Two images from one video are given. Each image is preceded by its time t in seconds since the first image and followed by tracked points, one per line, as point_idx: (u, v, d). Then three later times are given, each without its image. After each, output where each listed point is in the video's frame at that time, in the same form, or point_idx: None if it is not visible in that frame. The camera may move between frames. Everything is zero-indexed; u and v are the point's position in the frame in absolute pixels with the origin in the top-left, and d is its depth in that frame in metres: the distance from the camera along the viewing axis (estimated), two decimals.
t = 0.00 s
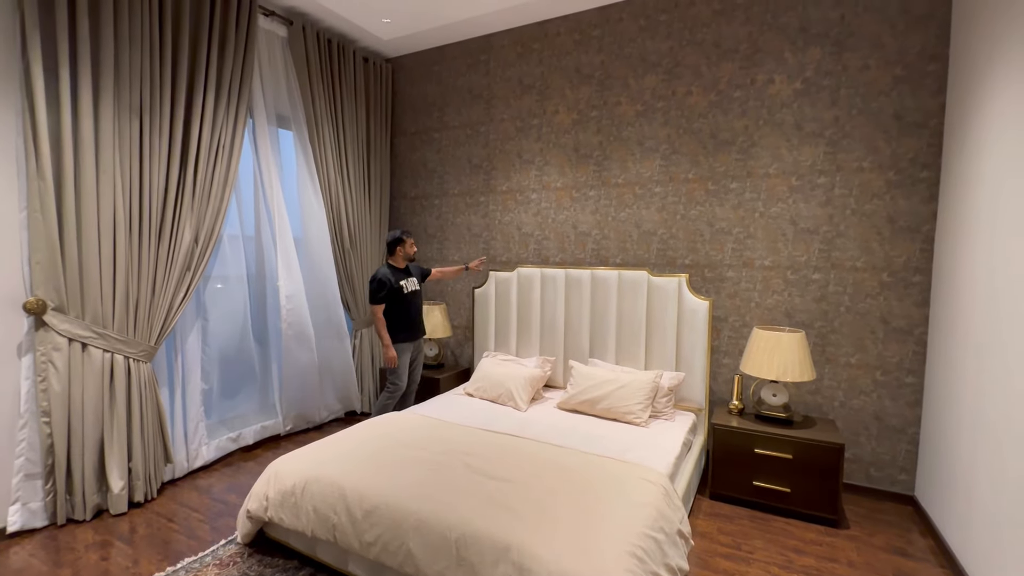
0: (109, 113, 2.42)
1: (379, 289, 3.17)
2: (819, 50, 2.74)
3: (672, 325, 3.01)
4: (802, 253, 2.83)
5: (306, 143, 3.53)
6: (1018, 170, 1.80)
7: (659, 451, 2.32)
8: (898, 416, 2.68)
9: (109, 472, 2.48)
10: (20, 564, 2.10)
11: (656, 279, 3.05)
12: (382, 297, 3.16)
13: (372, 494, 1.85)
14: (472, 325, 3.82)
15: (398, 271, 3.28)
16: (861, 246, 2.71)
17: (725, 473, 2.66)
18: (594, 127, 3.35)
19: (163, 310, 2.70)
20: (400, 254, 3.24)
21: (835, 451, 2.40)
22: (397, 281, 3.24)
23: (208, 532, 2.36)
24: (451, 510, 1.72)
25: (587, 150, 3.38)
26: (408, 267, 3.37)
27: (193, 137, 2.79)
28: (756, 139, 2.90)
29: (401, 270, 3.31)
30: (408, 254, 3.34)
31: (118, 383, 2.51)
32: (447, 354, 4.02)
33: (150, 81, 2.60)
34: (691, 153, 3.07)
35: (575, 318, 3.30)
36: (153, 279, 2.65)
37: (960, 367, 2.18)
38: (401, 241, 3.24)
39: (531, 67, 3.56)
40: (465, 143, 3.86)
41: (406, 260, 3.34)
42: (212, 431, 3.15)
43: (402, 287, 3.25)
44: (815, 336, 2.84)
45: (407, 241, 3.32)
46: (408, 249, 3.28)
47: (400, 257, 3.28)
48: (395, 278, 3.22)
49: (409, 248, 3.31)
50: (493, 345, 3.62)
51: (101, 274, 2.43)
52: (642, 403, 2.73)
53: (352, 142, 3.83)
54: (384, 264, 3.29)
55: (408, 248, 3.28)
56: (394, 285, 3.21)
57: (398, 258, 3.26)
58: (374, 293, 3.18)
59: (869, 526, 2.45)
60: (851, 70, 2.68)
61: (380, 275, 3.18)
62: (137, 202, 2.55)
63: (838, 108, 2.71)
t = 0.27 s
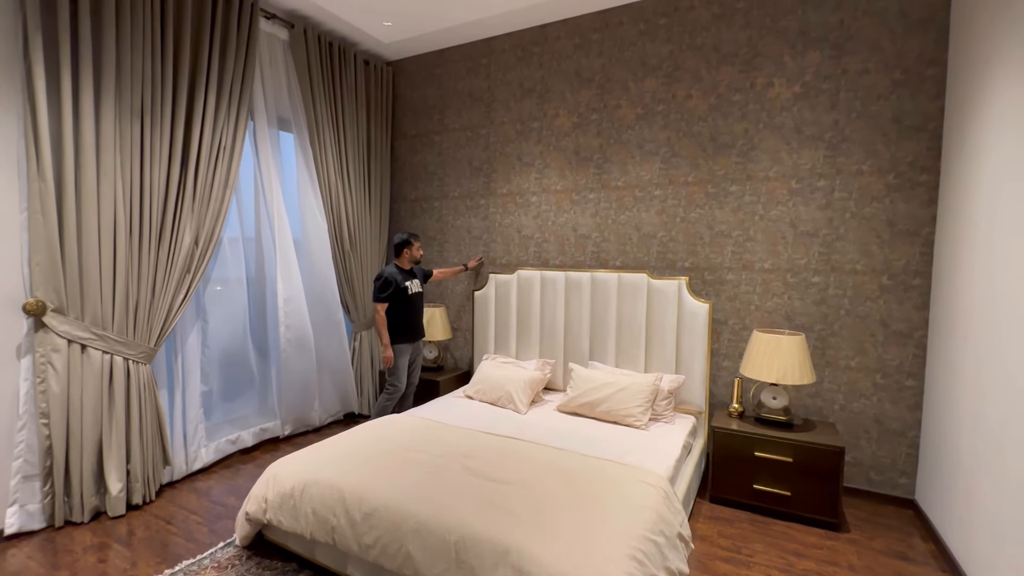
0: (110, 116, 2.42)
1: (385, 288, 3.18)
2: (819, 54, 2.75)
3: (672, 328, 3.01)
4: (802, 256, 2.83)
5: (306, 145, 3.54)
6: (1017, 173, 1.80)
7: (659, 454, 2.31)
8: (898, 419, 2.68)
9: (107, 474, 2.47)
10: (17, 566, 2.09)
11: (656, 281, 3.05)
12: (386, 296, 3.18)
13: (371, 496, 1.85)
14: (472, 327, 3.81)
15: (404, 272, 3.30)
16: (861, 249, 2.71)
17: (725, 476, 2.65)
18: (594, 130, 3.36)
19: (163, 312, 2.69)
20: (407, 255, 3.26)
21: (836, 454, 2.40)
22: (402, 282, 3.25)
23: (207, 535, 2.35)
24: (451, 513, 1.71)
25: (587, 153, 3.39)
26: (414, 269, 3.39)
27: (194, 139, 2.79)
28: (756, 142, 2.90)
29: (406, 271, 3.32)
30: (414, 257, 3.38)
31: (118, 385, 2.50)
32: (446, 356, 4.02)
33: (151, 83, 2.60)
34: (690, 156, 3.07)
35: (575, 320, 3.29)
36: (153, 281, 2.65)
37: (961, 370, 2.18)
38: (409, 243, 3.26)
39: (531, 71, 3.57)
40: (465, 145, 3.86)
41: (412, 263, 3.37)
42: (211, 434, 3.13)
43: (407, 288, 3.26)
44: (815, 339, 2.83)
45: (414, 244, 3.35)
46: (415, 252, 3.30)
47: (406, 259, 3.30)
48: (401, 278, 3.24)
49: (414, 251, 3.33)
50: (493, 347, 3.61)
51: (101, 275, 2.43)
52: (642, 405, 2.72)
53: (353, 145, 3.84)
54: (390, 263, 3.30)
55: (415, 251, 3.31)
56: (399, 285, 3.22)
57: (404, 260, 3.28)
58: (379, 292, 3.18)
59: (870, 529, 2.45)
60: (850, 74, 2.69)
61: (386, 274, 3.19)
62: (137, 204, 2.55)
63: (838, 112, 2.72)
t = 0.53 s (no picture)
0: (111, 117, 2.42)
1: (386, 290, 3.18)
2: (818, 57, 2.75)
3: (672, 330, 3.01)
4: (801, 258, 2.83)
5: (307, 147, 3.54)
6: (1016, 176, 1.81)
7: (659, 457, 2.31)
8: (898, 422, 2.68)
9: (106, 476, 2.47)
10: (15, 568, 2.08)
11: (656, 284, 3.05)
12: (388, 297, 3.18)
13: (370, 498, 1.84)
14: (472, 329, 3.81)
15: (405, 273, 3.30)
16: (861, 252, 2.71)
17: (724, 479, 2.65)
18: (594, 132, 3.37)
19: (163, 313, 2.70)
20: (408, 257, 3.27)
21: (835, 457, 2.39)
22: (404, 284, 3.25)
23: (206, 537, 2.35)
24: (450, 515, 1.71)
25: (587, 156, 3.39)
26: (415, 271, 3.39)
27: (194, 141, 2.80)
28: (756, 145, 2.91)
29: (407, 272, 3.33)
30: (414, 259, 3.39)
31: (117, 387, 2.50)
32: (446, 358, 4.02)
33: (152, 85, 2.61)
34: (690, 159, 3.08)
35: (574, 322, 3.29)
36: (153, 282, 2.65)
37: (961, 374, 2.18)
38: (410, 245, 3.27)
39: (532, 73, 3.57)
40: (466, 148, 3.87)
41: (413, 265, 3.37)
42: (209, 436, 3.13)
43: (408, 289, 3.26)
44: (815, 342, 2.83)
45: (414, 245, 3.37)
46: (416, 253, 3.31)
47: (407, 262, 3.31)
48: (403, 280, 3.24)
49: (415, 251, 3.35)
50: (493, 349, 3.61)
51: (101, 277, 2.43)
52: (642, 408, 2.72)
53: (353, 147, 3.85)
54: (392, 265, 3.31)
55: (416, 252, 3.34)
56: (401, 287, 3.23)
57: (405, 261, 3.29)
58: (381, 294, 3.18)
59: (870, 533, 2.44)
60: (849, 77, 2.69)
61: (388, 276, 3.19)
62: (138, 206, 2.55)
63: (837, 115, 2.72)
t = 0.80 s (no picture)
0: (112, 115, 2.43)
1: (385, 288, 3.19)
2: (820, 55, 2.75)
3: (673, 329, 3.01)
4: (803, 257, 2.83)
5: (308, 145, 3.54)
6: (1018, 175, 1.80)
7: (660, 455, 2.31)
8: (899, 422, 2.67)
9: (108, 472, 2.48)
10: (18, 564, 2.09)
11: (657, 282, 3.05)
12: (387, 295, 3.18)
13: (371, 496, 1.85)
14: (473, 327, 3.82)
15: (404, 271, 3.32)
16: (862, 251, 2.71)
17: (725, 477, 2.65)
18: (595, 131, 3.36)
19: (164, 311, 2.70)
20: (401, 253, 3.27)
21: (836, 456, 2.40)
22: (403, 282, 3.26)
23: (207, 533, 2.36)
24: (451, 513, 1.72)
25: (588, 154, 3.39)
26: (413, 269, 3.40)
27: (195, 138, 2.80)
28: (758, 143, 2.90)
29: (406, 270, 3.34)
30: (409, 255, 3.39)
31: (119, 384, 2.51)
32: (447, 356, 4.02)
33: (153, 82, 2.61)
34: (692, 157, 3.07)
35: (575, 321, 3.29)
36: (155, 280, 2.66)
37: (962, 373, 2.18)
38: (402, 240, 3.26)
39: (533, 71, 3.57)
40: (467, 146, 3.87)
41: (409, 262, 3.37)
42: (211, 433, 3.13)
43: (407, 288, 3.27)
44: (816, 341, 2.83)
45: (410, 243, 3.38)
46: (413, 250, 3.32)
47: (403, 260, 3.32)
48: (402, 278, 3.25)
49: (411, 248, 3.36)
50: (493, 347, 3.62)
51: (103, 274, 2.44)
52: (642, 406, 2.72)
53: (355, 145, 3.85)
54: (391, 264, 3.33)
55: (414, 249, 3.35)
56: (400, 285, 3.24)
57: (402, 259, 3.29)
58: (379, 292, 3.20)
59: (870, 531, 2.45)
60: (852, 76, 2.69)
61: (386, 274, 3.20)
62: (139, 203, 2.55)
63: (839, 113, 2.72)
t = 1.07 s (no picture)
0: (114, 107, 2.42)
1: (383, 282, 3.20)
2: (826, 48, 2.72)
3: (675, 324, 3.01)
4: (806, 252, 2.82)
5: (310, 139, 3.53)
6: None
7: (661, 450, 2.32)
8: (901, 417, 2.67)
9: (113, 464, 2.50)
10: (24, 554, 2.12)
11: (659, 277, 3.04)
12: (385, 289, 3.19)
13: (373, 488, 1.86)
14: (475, 321, 3.82)
15: (404, 266, 3.31)
16: (866, 247, 2.69)
17: (726, 472, 2.66)
18: (598, 124, 3.34)
19: (167, 304, 2.71)
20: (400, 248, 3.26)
21: (837, 451, 2.40)
22: (402, 276, 3.26)
23: (211, 525, 2.38)
24: (452, 506, 1.73)
25: (591, 148, 3.37)
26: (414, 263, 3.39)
27: (197, 131, 2.79)
28: (762, 137, 2.88)
29: (407, 265, 3.33)
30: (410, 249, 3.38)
31: (123, 377, 2.52)
32: (449, 350, 4.03)
33: (154, 75, 2.60)
34: (695, 152, 3.05)
35: (577, 315, 3.29)
36: (158, 273, 2.66)
37: (965, 369, 2.17)
38: (402, 234, 3.25)
39: (536, 64, 3.55)
40: (469, 139, 3.85)
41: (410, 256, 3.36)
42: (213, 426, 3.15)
43: (407, 282, 3.27)
44: (818, 337, 2.83)
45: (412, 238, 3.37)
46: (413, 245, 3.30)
47: (402, 254, 3.31)
48: (401, 272, 3.25)
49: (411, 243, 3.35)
50: (495, 342, 3.62)
51: (106, 268, 2.44)
52: (644, 401, 2.72)
53: (356, 138, 3.84)
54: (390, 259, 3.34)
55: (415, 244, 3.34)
56: (398, 280, 3.24)
57: (400, 253, 3.28)
58: (377, 285, 3.21)
59: (870, 526, 2.45)
60: (857, 69, 2.66)
61: (384, 268, 3.21)
62: (141, 197, 2.56)
63: (844, 107, 2.70)
